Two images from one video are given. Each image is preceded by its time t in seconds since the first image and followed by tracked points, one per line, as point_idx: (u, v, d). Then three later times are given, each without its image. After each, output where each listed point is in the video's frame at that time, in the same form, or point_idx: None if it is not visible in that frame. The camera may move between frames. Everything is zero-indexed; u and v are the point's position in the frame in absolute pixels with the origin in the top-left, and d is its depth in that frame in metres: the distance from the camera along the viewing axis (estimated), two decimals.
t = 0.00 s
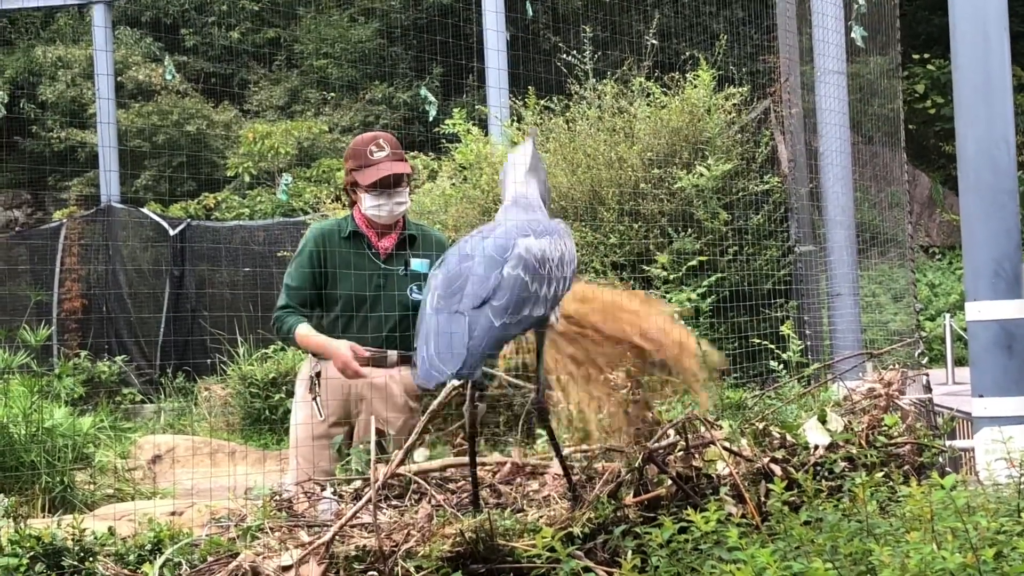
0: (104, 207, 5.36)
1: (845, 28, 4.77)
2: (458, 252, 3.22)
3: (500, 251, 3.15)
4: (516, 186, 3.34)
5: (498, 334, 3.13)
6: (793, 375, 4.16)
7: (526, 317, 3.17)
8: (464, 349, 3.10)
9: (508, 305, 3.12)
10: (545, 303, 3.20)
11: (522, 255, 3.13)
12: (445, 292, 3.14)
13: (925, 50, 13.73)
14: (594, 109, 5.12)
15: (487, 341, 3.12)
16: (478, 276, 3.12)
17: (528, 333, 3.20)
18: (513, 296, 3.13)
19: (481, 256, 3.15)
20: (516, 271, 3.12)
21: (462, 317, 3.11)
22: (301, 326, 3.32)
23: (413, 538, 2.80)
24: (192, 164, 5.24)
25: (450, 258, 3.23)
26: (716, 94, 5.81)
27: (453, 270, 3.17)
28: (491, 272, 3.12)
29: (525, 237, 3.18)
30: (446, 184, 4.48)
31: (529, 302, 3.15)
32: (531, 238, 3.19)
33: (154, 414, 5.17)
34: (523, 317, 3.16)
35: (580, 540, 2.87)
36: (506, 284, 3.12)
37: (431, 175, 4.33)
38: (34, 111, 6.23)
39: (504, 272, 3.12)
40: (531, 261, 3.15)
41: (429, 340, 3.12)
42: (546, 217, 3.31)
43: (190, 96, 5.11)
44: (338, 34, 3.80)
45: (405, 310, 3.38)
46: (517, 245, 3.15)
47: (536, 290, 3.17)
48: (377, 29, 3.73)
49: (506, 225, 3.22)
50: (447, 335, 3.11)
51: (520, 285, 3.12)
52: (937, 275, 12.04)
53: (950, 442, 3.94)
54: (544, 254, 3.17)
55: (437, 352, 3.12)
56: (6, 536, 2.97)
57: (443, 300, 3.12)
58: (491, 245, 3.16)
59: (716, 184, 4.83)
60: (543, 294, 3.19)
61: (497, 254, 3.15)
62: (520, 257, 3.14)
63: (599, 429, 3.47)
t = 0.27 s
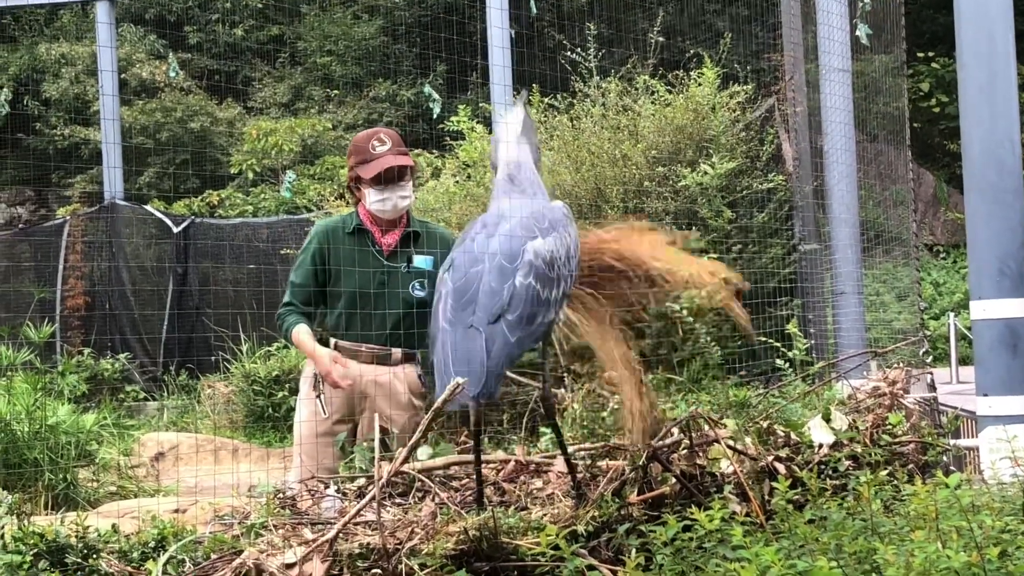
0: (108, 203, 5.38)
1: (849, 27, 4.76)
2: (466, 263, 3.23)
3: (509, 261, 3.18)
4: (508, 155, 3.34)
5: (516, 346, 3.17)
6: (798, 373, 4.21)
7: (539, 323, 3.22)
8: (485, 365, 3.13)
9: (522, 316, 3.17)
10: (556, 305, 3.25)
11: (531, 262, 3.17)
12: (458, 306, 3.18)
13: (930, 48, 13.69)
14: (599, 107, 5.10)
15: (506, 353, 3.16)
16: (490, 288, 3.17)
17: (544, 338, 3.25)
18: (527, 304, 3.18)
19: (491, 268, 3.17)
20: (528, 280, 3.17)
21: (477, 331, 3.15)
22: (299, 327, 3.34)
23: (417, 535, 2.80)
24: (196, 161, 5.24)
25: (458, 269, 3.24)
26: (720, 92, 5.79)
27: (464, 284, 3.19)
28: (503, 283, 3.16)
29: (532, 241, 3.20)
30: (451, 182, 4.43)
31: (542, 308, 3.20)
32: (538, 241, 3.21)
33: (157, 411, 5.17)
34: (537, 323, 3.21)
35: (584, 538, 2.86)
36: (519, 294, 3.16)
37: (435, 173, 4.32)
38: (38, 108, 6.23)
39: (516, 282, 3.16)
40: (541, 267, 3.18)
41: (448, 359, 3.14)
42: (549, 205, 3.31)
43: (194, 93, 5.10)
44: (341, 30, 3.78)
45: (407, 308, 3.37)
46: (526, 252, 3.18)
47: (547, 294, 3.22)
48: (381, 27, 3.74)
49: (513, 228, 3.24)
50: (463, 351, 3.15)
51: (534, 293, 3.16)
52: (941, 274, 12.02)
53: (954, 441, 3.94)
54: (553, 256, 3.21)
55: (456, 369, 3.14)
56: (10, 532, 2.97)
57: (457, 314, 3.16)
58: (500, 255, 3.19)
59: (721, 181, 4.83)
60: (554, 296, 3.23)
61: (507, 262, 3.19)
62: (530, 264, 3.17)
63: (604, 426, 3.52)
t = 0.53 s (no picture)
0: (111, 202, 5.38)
1: (852, 26, 4.76)
2: (467, 266, 3.24)
3: (510, 265, 3.19)
4: (510, 155, 3.31)
5: (519, 350, 3.20)
6: (801, 372, 4.23)
7: (541, 325, 3.24)
8: (489, 371, 3.15)
9: (524, 321, 3.19)
10: (557, 307, 3.28)
11: (533, 267, 3.17)
12: (461, 311, 3.20)
13: (932, 48, 13.67)
14: (602, 106, 5.10)
15: (509, 358, 3.18)
16: (492, 292, 3.18)
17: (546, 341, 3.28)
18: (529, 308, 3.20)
19: (493, 273, 3.18)
20: (530, 284, 3.18)
21: (480, 336, 3.17)
22: (304, 328, 3.33)
23: (420, 534, 2.80)
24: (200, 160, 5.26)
25: (459, 272, 3.24)
26: (723, 91, 5.79)
27: (466, 287, 3.20)
28: (505, 289, 3.17)
29: (534, 243, 3.20)
30: (454, 181, 4.49)
31: (543, 311, 3.22)
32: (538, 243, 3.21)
33: (161, 410, 5.18)
34: (538, 326, 3.23)
35: (587, 536, 2.86)
36: (521, 298, 3.18)
37: (437, 172, 4.33)
38: (41, 107, 6.25)
39: (518, 287, 3.18)
40: (542, 270, 3.19)
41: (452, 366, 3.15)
42: (549, 205, 3.29)
43: (197, 92, 5.12)
44: (344, 29, 3.87)
45: (412, 307, 3.38)
46: (527, 256, 3.18)
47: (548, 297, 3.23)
48: (384, 26, 3.80)
49: (514, 230, 3.23)
50: (465, 356, 3.17)
51: (536, 297, 3.18)
52: (944, 274, 12.01)
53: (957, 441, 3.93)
54: (553, 259, 3.22)
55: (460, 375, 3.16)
56: (14, 531, 2.98)
57: (459, 319, 3.18)
58: (502, 259, 3.20)
59: (722, 181, 4.90)
60: (555, 300, 3.25)
61: (509, 267, 3.19)
62: (532, 268, 3.18)
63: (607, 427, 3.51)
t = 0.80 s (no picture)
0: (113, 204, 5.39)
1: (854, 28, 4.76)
2: (467, 267, 3.25)
3: (511, 267, 3.22)
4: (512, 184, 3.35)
5: (516, 352, 3.21)
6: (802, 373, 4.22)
7: (538, 329, 3.27)
8: (486, 370, 3.13)
9: (523, 322, 3.21)
10: (553, 313, 3.31)
11: (533, 269, 3.22)
12: (460, 310, 3.20)
13: (934, 49, 13.66)
14: (604, 108, 5.11)
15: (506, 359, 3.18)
16: (492, 293, 3.20)
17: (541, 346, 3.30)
18: (527, 311, 3.23)
19: (494, 274, 3.21)
20: (529, 286, 3.22)
21: (479, 336, 3.17)
22: (307, 330, 3.36)
23: (421, 536, 2.80)
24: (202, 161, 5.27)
25: (458, 273, 3.25)
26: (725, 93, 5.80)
27: (466, 288, 3.21)
28: (505, 290, 3.20)
29: (534, 248, 3.26)
30: (456, 183, 4.52)
31: (541, 315, 3.25)
32: (539, 248, 3.26)
33: (163, 411, 5.18)
34: (536, 329, 3.25)
35: (588, 538, 2.87)
36: (520, 300, 3.21)
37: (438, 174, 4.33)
38: (44, 109, 6.27)
39: (518, 288, 3.21)
40: (542, 274, 3.24)
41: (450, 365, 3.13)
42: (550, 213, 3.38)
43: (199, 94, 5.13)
44: (347, 31, 3.75)
45: (412, 308, 3.36)
46: (528, 259, 3.23)
47: (546, 301, 3.27)
48: (387, 28, 3.79)
49: (514, 235, 3.29)
50: (464, 355, 3.16)
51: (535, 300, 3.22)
52: (946, 275, 12.01)
53: (959, 443, 3.93)
54: (553, 264, 3.27)
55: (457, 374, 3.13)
56: (16, 532, 2.98)
57: (459, 318, 3.18)
58: (503, 260, 3.23)
59: (723, 183, 4.90)
60: (552, 304, 3.30)
61: (509, 268, 3.22)
62: (532, 271, 3.22)
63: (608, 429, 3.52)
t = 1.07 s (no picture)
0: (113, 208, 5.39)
1: (854, 32, 4.76)
2: (467, 269, 3.27)
3: (512, 269, 3.24)
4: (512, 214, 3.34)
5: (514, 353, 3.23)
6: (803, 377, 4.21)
7: (538, 332, 3.28)
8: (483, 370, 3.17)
9: (522, 324, 3.23)
10: (554, 317, 3.33)
11: (535, 273, 3.24)
12: (459, 310, 3.22)
13: (935, 52, 13.66)
14: (604, 112, 5.12)
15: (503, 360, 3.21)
16: (492, 294, 3.22)
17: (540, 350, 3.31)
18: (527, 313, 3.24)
19: (495, 276, 3.23)
20: (530, 288, 3.23)
21: (478, 336, 3.20)
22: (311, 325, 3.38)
23: (422, 540, 2.82)
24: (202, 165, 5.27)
25: (458, 275, 3.27)
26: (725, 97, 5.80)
27: (465, 289, 3.23)
28: (506, 291, 3.22)
29: (536, 252, 3.28)
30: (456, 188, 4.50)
31: (542, 318, 3.26)
32: (540, 253, 3.28)
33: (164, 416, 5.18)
34: (535, 332, 3.27)
35: (589, 543, 2.86)
36: (521, 302, 3.22)
37: (439, 178, 4.34)
38: (45, 113, 6.28)
39: (519, 289, 3.23)
40: (544, 278, 3.26)
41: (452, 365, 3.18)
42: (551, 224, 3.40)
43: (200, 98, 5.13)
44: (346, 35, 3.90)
45: (413, 314, 3.38)
46: (530, 262, 3.25)
47: (546, 305, 3.29)
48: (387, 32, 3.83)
49: (517, 240, 3.30)
50: (463, 355, 3.20)
51: (535, 302, 3.23)
52: (947, 279, 12.00)
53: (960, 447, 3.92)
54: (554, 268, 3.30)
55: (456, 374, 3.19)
56: (15, 536, 2.97)
57: (458, 317, 3.20)
58: (504, 263, 3.24)
59: (725, 187, 4.86)
60: (553, 309, 3.31)
61: (510, 271, 3.24)
62: (533, 273, 3.24)
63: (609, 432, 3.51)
